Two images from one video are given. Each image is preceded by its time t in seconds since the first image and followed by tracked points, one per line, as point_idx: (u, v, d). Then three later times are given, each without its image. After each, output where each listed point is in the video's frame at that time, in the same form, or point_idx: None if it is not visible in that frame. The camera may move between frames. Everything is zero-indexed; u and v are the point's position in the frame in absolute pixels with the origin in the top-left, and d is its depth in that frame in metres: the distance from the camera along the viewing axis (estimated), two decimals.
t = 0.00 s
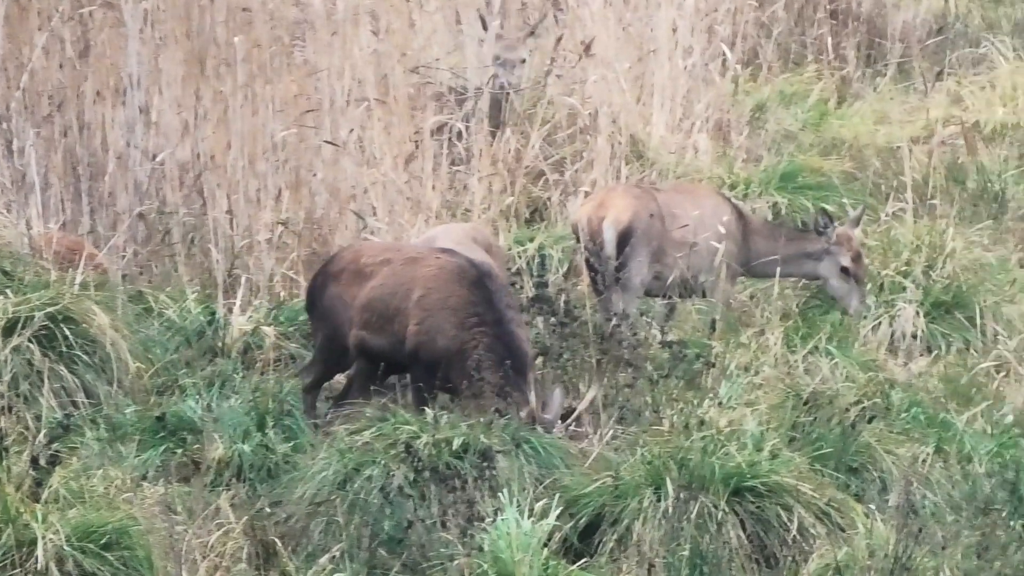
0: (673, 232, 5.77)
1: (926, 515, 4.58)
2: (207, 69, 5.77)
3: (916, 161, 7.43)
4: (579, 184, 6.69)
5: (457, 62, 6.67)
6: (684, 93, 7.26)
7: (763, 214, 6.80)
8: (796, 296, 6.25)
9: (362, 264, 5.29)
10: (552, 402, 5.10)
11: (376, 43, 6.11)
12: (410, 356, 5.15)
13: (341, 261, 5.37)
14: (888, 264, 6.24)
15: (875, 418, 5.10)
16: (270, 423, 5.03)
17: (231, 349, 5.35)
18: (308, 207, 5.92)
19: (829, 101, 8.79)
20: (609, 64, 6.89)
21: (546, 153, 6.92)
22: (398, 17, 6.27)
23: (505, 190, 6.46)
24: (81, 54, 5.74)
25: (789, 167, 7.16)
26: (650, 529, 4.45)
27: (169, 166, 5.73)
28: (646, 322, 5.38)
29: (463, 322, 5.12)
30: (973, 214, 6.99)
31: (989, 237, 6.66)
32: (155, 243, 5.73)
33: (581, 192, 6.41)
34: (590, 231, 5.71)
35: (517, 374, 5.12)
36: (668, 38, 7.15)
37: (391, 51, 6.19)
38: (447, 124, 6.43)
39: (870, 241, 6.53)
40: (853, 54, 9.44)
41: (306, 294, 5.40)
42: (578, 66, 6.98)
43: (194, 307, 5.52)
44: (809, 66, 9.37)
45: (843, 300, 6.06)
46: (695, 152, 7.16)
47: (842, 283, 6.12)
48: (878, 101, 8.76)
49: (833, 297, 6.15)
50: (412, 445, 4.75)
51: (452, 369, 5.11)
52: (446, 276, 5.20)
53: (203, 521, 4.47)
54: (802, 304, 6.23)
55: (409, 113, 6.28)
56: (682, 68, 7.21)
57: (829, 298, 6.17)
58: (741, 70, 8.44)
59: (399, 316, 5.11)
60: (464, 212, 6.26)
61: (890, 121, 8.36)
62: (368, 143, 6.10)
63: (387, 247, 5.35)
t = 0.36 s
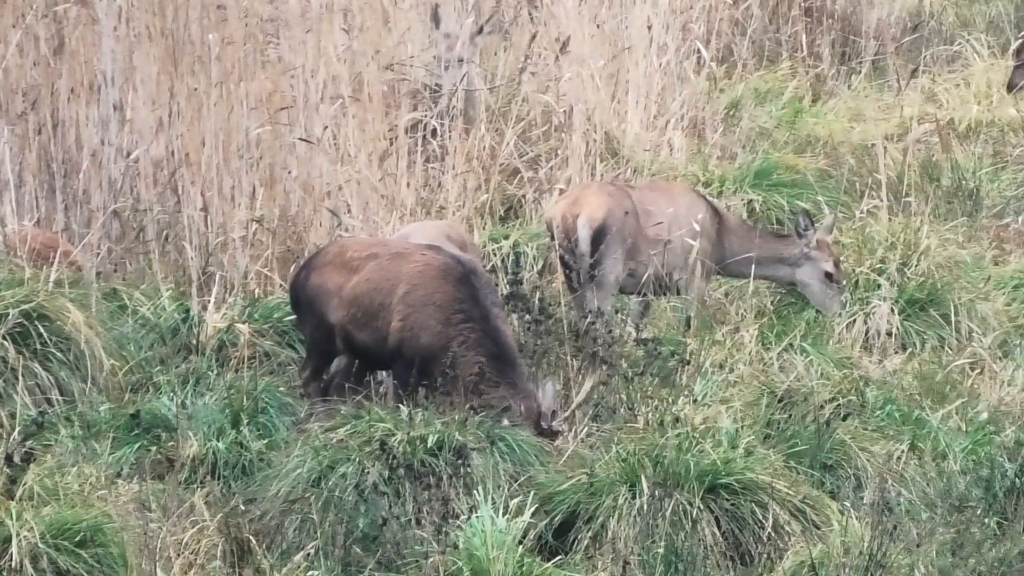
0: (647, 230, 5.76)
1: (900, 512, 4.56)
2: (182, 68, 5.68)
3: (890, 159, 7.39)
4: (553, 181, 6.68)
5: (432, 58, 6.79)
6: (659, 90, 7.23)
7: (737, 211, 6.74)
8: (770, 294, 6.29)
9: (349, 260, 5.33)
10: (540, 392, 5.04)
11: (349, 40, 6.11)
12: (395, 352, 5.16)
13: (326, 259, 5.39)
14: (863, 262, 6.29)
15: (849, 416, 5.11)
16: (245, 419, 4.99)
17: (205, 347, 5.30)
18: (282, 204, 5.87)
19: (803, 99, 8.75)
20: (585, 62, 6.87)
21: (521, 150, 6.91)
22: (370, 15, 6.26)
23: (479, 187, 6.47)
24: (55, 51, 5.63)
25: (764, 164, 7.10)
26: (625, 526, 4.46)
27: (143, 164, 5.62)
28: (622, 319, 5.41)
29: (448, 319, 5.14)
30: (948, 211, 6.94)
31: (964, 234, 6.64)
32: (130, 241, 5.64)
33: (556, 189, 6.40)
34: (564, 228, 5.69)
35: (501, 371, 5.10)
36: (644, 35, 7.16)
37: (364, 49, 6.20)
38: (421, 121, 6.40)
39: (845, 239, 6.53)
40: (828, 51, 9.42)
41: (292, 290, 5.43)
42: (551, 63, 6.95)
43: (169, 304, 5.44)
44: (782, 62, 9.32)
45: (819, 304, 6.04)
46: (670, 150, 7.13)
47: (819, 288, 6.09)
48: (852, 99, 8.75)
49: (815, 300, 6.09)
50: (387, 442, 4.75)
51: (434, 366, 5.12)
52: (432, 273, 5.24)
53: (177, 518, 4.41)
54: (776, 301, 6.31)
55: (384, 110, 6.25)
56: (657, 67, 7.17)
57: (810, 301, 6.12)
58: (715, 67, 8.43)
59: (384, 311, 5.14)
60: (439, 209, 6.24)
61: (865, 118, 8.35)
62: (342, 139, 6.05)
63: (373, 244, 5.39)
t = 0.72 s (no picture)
0: (621, 228, 5.74)
1: (874, 511, 4.56)
2: (154, 65, 5.59)
3: (864, 158, 7.36)
4: (527, 179, 6.67)
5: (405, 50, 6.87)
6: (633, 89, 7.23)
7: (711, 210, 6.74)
8: (744, 293, 6.28)
9: (333, 257, 5.26)
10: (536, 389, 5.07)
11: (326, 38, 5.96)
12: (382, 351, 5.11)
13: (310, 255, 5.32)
14: (836, 261, 6.26)
15: (823, 414, 5.11)
16: (219, 419, 4.96)
17: (178, 345, 5.28)
18: (256, 202, 5.83)
19: (777, 97, 8.71)
20: (558, 61, 6.87)
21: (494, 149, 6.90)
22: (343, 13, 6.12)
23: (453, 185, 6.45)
24: (29, 50, 5.58)
25: (737, 163, 7.11)
26: (599, 525, 4.45)
27: (116, 163, 5.55)
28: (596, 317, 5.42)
29: (440, 318, 5.12)
30: (921, 209, 6.92)
31: (937, 233, 6.63)
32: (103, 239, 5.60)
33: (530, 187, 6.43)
34: (538, 227, 5.66)
35: (499, 369, 5.13)
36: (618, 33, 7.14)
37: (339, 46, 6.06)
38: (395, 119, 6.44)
39: (819, 237, 6.53)
40: (802, 50, 9.38)
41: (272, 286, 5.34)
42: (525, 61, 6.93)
43: (143, 303, 5.40)
44: (756, 62, 9.29)
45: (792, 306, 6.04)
46: (643, 148, 7.13)
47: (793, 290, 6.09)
48: (826, 97, 8.73)
49: (787, 303, 6.11)
50: (360, 441, 4.74)
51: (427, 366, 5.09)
52: (421, 271, 5.21)
53: (152, 517, 4.39)
54: (750, 301, 6.30)
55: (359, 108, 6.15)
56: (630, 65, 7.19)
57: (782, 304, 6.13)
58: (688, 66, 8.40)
59: (372, 309, 5.08)
60: (413, 208, 6.17)
61: (838, 116, 8.33)
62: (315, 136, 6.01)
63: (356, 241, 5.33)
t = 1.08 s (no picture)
0: (595, 227, 5.76)
1: (848, 510, 4.56)
2: (129, 64, 5.54)
3: (838, 157, 7.37)
4: (501, 179, 6.67)
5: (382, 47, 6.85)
6: (607, 88, 7.25)
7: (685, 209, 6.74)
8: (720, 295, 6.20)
9: (328, 258, 5.24)
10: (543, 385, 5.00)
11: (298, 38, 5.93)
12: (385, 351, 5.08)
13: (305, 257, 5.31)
14: (811, 260, 6.28)
15: (796, 414, 5.12)
16: (192, 419, 4.96)
17: (152, 344, 5.28)
18: (229, 202, 5.78)
19: (752, 97, 8.71)
20: (533, 60, 6.84)
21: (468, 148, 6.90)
22: (317, 12, 6.01)
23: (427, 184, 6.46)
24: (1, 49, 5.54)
25: (712, 163, 7.13)
26: (572, 524, 4.45)
27: (90, 162, 5.53)
28: (569, 317, 5.45)
29: (446, 316, 5.10)
30: (896, 208, 6.91)
31: (911, 232, 6.61)
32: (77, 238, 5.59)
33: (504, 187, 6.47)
34: (512, 227, 5.66)
35: (510, 367, 5.05)
36: (592, 32, 7.17)
37: (314, 46, 6.00)
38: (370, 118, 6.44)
39: (793, 236, 6.54)
40: (776, 49, 9.35)
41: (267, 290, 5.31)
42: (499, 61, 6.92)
43: (116, 302, 5.37)
44: (730, 62, 9.28)
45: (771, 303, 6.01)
46: (618, 146, 7.15)
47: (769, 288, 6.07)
48: (801, 96, 8.73)
49: (763, 301, 6.07)
50: (334, 440, 4.74)
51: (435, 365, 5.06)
52: (424, 270, 5.20)
53: (125, 516, 4.39)
54: (724, 300, 6.24)
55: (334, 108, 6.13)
56: (604, 64, 7.19)
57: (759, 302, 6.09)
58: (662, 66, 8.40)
59: (376, 309, 5.08)
60: (387, 207, 6.18)
61: (812, 115, 8.31)
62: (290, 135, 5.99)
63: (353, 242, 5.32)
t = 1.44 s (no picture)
0: (572, 228, 5.78)
1: (824, 511, 4.56)
2: (105, 64, 5.51)
3: (815, 157, 7.36)
4: (478, 180, 6.64)
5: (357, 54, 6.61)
6: (583, 89, 7.22)
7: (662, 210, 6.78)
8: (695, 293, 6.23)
9: (322, 262, 5.03)
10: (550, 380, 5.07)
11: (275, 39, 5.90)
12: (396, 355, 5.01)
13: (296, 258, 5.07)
14: (787, 261, 6.26)
15: (773, 415, 5.12)
16: (169, 419, 4.94)
17: (128, 345, 5.22)
18: (206, 203, 5.69)
19: (728, 97, 8.68)
20: (509, 61, 6.83)
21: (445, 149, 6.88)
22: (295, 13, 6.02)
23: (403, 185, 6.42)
24: None
25: (688, 164, 7.11)
26: (549, 525, 4.44)
27: (67, 162, 5.50)
28: (545, 318, 5.46)
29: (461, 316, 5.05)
30: (872, 209, 6.91)
31: (888, 233, 6.63)
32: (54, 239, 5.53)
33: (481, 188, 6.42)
34: (489, 227, 5.63)
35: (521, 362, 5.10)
36: (567, 33, 7.14)
37: (291, 47, 5.98)
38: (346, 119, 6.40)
39: (771, 237, 6.54)
40: (753, 50, 9.31)
41: (256, 294, 5.05)
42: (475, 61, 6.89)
43: (92, 303, 5.35)
44: (707, 62, 9.24)
45: (744, 301, 6.03)
46: (595, 149, 7.11)
47: (744, 285, 6.09)
48: (777, 97, 8.71)
49: (734, 297, 6.13)
50: (311, 440, 4.70)
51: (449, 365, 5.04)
52: (432, 273, 5.08)
53: (100, 517, 4.41)
54: (702, 299, 6.27)
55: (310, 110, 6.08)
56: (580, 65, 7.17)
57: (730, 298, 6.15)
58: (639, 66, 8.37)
59: (388, 316, 4.97)
60: (364, 209, 6.12)
61: (789, 116, 8.30)
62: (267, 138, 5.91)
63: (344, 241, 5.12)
